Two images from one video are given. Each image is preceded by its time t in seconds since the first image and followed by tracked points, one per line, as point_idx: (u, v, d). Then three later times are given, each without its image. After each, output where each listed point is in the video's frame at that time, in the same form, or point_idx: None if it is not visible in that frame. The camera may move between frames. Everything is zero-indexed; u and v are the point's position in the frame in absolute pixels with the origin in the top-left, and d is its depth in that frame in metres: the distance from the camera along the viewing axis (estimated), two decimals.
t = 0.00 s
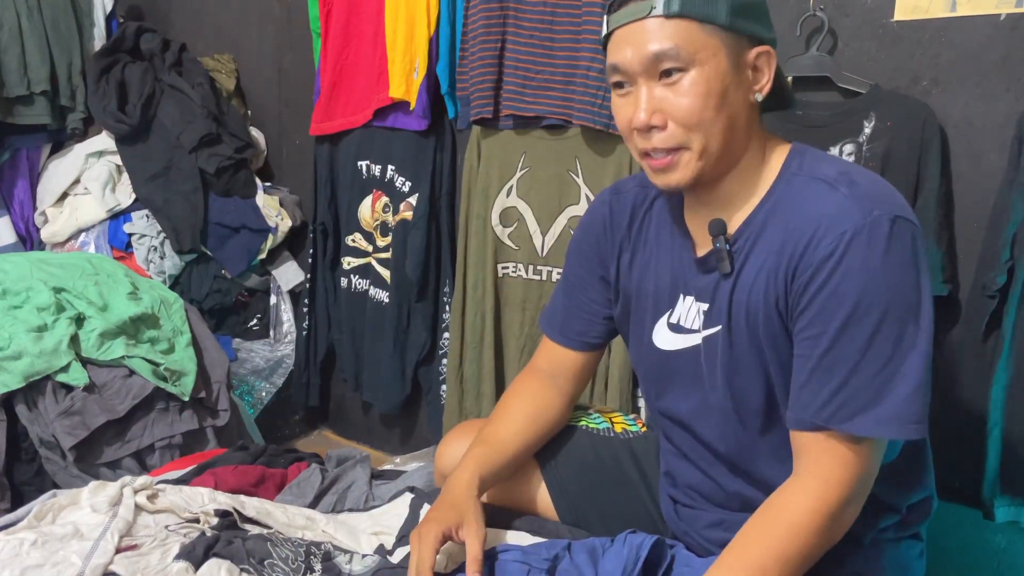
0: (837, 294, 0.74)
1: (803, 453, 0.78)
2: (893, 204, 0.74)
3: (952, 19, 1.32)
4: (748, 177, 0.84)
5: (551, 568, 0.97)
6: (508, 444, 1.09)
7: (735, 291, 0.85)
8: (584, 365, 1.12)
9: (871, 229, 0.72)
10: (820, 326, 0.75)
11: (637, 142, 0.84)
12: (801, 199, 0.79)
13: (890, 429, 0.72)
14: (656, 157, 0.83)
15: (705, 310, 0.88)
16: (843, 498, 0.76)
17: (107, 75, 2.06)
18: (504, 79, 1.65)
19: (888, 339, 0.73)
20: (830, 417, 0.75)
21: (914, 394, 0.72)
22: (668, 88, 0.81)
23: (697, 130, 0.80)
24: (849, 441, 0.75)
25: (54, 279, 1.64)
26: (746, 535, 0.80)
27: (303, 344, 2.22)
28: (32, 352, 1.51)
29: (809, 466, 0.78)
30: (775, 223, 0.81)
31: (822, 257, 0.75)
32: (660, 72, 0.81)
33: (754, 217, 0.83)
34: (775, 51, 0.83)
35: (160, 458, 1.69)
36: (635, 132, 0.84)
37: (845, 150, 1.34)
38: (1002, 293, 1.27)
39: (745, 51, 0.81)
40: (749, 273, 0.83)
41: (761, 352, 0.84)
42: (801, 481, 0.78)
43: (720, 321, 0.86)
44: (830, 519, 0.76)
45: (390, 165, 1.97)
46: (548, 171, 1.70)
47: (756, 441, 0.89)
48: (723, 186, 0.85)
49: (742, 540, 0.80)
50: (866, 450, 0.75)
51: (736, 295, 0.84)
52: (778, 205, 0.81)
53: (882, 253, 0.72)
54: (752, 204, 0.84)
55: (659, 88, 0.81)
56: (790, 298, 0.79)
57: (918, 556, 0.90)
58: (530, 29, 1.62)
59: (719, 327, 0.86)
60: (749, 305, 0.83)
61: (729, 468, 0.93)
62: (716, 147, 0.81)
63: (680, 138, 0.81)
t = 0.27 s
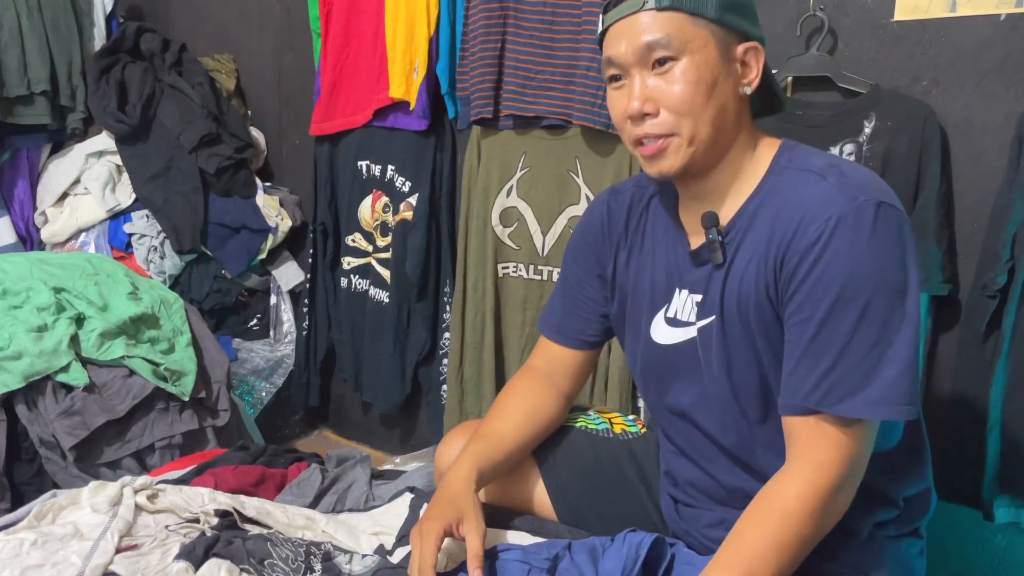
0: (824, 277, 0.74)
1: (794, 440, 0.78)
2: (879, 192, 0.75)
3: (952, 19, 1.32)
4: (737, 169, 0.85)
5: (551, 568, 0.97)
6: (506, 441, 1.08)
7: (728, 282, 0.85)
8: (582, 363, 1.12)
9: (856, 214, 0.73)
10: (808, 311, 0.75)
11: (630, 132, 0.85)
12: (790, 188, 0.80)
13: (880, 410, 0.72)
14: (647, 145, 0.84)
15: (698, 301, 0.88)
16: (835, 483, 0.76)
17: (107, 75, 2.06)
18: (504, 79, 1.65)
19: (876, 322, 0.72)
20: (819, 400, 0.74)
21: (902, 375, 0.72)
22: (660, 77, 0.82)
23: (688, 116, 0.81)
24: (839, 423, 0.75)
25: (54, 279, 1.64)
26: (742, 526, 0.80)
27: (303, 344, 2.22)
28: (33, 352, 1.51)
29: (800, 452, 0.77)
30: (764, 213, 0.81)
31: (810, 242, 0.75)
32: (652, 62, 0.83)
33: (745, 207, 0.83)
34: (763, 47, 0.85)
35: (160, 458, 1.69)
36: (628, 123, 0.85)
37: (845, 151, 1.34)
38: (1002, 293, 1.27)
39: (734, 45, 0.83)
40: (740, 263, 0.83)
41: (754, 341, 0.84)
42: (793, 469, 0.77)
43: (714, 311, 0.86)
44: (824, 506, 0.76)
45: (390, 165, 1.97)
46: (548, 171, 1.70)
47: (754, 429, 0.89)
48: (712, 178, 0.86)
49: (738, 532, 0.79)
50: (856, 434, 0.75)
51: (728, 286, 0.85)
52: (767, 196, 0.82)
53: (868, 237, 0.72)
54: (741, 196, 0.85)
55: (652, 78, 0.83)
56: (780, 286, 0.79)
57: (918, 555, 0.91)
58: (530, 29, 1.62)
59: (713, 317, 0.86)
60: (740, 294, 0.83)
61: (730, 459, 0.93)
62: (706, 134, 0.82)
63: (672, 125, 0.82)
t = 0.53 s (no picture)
0: (820, 277, 0.74)
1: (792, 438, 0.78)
2: (874, 192, 0.75)
3: (952, 19, 1.32)
4: (737, 170, 0.85)
5: (552, 568, 0.97)
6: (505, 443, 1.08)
7: (724, 282, 0.85)
8: (580, 362, 1.12)
9: (851, 213, 0.73)
10: (805, 310, 0.75)
11: (636, 125, 0.85)
12: (787, 188, 0.80)
13: (877, 409, 0.72)
14: (651, 140, 0.84)
15: (695, 303, 0.89)
16: (834, 481, 0.76)
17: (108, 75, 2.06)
18: (504, 79, 1.65)
19: (873, 321, 0.73)
20: (817, 399, 0.74)
21: (899, 372, 0.72)
22: (670, 73, 0.82)
23: (694, 113, 0.81)
24: (836, 421, 0.75)
25: (54, 279, 1.64)
26: (742, 525, 0.79)
27: (303, 344, 2.22)
28: (33, 352, 1.51)
29: (797, 450, 0.77)
30: (760, 214, 0.81)
31: (806, 242, 0.76)
32: (662, 57, 0.83)
33: (742, 207, 0.84)
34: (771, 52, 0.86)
35: (159, 458, 1.69)
36: (634, 115, 0.85)
37: (845, 151, 1.34)
38: (1001, 293, 1.27)
39: (744, 48, 0.83)
40: (737, 263, 0.84)
41: (751, 341, 0.84)
42: (791, 467, 0.77)
43: (711, 313, 0.86)
44: (822, 503, 0.76)
45: (390, 165, 1.97)
46: (548, 171, 1.70)
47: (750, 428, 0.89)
48: (713, 177, 0.86)
49: (738, 531, 0.79)
50: (855, 431, 0.75)
51: (724, 286, 0.85)
52: (764, 198, 0.82)
53: (863, 236, 0.72)
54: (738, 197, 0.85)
55: (661, 73, 0.83)
56: (777, 285, 0.80)
57: (918, 555, 0.91)
58: (530, 29, 1.62)
59: (710, 319, 0.86)
60: (737, 294, 0.84)
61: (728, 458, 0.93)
62: (711, 133, 0.82)
63: (678, 120, 0.82)
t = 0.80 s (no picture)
0: (835, 304, 0.74)
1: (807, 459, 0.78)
2: (884, 213, 0.75)
3: (952, 19, 1.32)
4: (750, 188, 0.84)
5: (552, 569, 0.97)
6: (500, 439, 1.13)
7: (729, 299, 0.84)
8: (577, 362, 1.15)
9: (864, 238, 0.73)
10: (819, 336, 0.75)
11: (656, 141, 0.81)
12: (796, 208, 0.79)
13: (893, 438, 0.72)
14: (672, 160, 0.81)
15: (696, 316, 0.88)
16: (847, 504, 0.76)
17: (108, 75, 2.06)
18: (504, 79, 1.65)
19: (887, 347, 0.73)
20: (836, 427, 0.75)
21: (915, 400, 0.72)
22: (700, 91, 0.79)
23: (722, 137, 0.79)
24: (851, 448, 0.75)
25: (54, 279, 1.64)
26: (750, 540, 0.79)
27: (303, 344, 2.22)
28: (33, 352, 1.51)
29: (811, 472, 0.77)
30: (770, 235, 0.81)
31: (818, 267, 0.75)
32: (692, 75, 0.79)
33: (749, 225, 0.83)
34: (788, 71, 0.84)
35: (159, 458, 1.69)
36: (656, 131, 0.81)
37: (845, 151, 1.34)
38: (1002, 293, 1.27)
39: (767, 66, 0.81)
40: (744, 282, 0.83)
41: (755, 361, 0.84)
42: (805, 487, 0.77)
43: (713, 326, 0.86)
44: (833, 525, 0.76)
45: (390, 165, 1.97)
46: (548, 171, 1.70)
47: (746, 431, 0.88)
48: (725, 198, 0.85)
49: (744, 545, 0.79)
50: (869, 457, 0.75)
51: (730, 303, 0.84)
52: (773, 217, 0.81)
53: (877, 261, 0.72)
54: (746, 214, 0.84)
55: (689, 91, 0.79)
56: (786, 307, 0.79)
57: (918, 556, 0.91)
58: (530, 29, 1.62)
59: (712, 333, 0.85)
60: (743, 314, 0.83)
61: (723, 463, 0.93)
62: (733, 156, 0.80)
63: (704, 143, 0.79)
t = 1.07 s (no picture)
0: (852, 337, 0.73)
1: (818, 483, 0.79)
2: (901, 239, 0.74)
3: (952, 19, 1.32)
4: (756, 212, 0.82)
5: (553, 569, 0.97)
6: (498, 445, 1.10)
7: (737, 326, 0.84)
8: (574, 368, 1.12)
9: (883, 271, 0.72)
10: (833, 368, 0.75)
11: (655, 190, 0.79)
12: (807, 233, 0.78)
13: (908, 471, 0.74)
14: (675, 207, 0.79)
15: (706, 341, 0.88)
16: (854, 530, 0.78)
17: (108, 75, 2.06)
18: (504, 79, 1.65)
19: (902, 380, 0.73)
20: (851, 460, 0.76)
21: (930, 432, 0.74)
22: (694, 138, 0.76)
23: (724, 179, 0.77)
24: (864, 479, 0.76)
25: (54, 279, 1.64)
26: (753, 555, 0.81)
27: (303, 344, 2.22)
28: (33, 352, 1.51)
29: (821, 496, 0.79)
30: (780, 261, 0.79)
31: (833, 299, 0.74)
32: (685, 123, 0.75)
33: (756, 250, 0.81)
34: (782, 86, 0.81)
35: (160, 458, 1.69)
36: (653, 182, 0.78)
37: (845, 151, 1.34)
38: (1002, 293, 1.27)
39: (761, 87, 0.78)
40: (753, 307, 0.82)
41: (763, 386, 0.84)
42: (813, 509, 0.79)
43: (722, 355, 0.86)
44: (838, 549, 0.78)
45: (390, 166, 1.97)
46: (549, 171, 1.69)
47: (749, 451, 0.88)
48: (731, 224, 0.83)
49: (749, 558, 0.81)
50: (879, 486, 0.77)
51: (738, 331, 0.84)
52: (782, 241, 0.80)
53: (895, 295, 0.71)
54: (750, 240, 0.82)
55: (683, 138, 0.76)
56: (798, 334, 0.79)
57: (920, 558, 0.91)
58: (530, 29, 1.62)
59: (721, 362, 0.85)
60: (753, 341, 0.82)
61: (719, 472, 0.93)
62: (738, 190, 0.79)
63: (706, 187, 0.77)
